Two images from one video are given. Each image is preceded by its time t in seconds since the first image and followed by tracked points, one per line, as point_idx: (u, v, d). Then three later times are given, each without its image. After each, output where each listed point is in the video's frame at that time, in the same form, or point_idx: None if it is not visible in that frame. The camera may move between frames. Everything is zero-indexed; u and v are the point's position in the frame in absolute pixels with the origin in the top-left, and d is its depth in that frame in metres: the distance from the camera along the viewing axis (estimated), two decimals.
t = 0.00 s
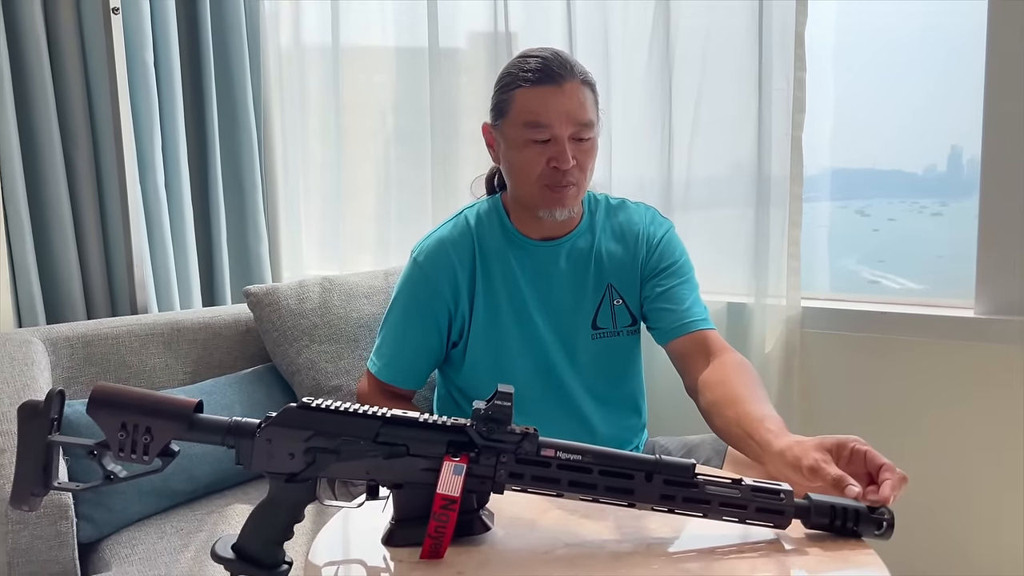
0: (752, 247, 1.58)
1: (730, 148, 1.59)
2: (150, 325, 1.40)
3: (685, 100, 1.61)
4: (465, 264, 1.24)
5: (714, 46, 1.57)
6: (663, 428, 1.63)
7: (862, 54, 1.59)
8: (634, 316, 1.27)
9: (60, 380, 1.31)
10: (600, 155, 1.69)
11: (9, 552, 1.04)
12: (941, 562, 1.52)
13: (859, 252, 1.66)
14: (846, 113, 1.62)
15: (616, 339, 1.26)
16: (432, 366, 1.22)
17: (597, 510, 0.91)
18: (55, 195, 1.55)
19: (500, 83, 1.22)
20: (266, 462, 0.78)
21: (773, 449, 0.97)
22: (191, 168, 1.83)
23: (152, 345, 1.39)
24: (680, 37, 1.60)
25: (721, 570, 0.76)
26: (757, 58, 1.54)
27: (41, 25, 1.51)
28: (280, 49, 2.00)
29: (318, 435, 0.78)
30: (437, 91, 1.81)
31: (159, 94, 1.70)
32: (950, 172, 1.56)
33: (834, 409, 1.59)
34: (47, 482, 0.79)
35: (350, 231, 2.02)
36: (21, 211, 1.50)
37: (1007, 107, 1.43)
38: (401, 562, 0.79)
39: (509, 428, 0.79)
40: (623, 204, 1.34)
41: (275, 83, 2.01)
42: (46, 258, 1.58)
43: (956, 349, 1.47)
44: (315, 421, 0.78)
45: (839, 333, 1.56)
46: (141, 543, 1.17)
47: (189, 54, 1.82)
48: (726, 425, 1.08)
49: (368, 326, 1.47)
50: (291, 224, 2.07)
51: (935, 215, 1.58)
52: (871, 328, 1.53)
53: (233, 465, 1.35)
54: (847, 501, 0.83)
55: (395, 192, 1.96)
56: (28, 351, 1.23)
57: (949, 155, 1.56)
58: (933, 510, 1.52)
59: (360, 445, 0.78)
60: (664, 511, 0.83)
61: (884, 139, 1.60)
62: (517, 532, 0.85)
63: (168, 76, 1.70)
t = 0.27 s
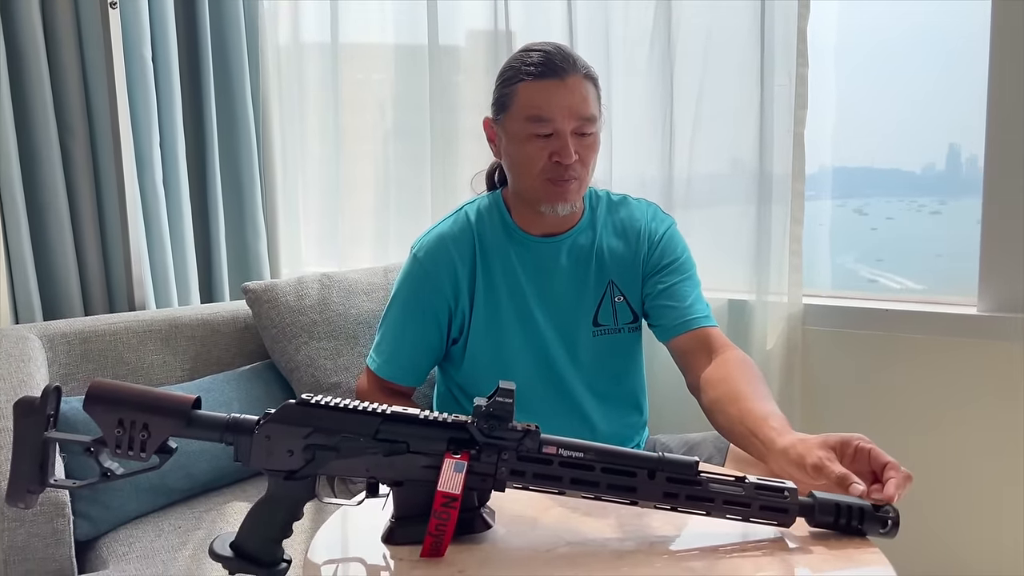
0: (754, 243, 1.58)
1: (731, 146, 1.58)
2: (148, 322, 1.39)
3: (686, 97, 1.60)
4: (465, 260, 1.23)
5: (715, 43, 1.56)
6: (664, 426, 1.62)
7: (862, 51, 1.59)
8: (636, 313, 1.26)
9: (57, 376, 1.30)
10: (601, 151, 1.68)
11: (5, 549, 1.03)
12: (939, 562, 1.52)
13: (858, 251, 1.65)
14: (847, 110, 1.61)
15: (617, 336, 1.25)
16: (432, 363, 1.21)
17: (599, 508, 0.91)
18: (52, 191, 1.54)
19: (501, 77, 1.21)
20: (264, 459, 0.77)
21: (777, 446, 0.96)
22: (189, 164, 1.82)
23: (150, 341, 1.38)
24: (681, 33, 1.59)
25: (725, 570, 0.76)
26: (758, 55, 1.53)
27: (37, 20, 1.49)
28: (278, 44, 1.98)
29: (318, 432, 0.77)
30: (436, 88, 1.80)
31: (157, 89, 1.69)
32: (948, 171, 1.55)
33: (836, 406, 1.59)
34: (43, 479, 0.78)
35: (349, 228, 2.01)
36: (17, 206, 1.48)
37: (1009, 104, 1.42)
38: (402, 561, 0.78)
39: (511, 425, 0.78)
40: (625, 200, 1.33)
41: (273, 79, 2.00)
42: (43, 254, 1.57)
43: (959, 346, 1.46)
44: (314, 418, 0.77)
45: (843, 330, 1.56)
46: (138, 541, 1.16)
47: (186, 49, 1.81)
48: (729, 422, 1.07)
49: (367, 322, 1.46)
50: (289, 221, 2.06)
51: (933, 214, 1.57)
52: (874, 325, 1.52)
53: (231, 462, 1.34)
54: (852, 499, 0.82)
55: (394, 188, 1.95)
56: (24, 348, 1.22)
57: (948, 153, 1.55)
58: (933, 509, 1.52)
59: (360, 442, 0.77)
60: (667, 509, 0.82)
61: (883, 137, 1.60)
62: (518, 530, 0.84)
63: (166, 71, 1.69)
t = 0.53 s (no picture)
0: (755, 239, 1.57)
1: (732, 143, 1.57)
2: (146, 317, 1.39)
3: (687, 94, 1.59)
4: (465, 254, 1.22)
5: (717, 40, 1.56)
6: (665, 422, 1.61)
7: (864, 49, 1.58)
8: (637, 309, 1.25)
9: (54, 372, 1.29)
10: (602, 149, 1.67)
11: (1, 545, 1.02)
12: (938, 560, 1.52)
13: (856, 249, 1.64)
14: (849, 108, 1.60)
15: (618, 331, 1.24)
16: (432, 359, 1.21)
17: (600, 503, 0.90)
18: (50, 186, 1.53)
19: (502, 71, 1.20)
20: (263, 454, 0.77)
21: (779, 442, 0.96)
22: (187, 160, 1.81)
23: (149, 337, 1.38)
24: (682, 30, 1.58)
25: (728, 566, 0.75)
26: (760, 52, 1.52)
27: (35, 14, 1.49)
28: (278, 41, 1.97)
29: (317, 426, 0.76)
30: (436, 85, 1.79)
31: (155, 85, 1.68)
32: (948, 170, 1.55)
33: (838, 402, 1.58)
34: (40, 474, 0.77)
35: (348, 226, 2.01)
36: (15, 202, 1.48)
37: (1012, 101, 1.41)
38: (402, 556, 0.77)
39: (512, 420, 0.78)
40: (626, 195, 1.32)
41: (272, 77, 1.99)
42: (41, 249, 1.56)
43: (961, 343, 1.45)
44: (313, 412, 0.77)
45: (844, 327, 1.55)
46: (136, 537, 1.15)
47: (185, 45, 1.80)
48: (731, 418, 1.06)
49: (367, 318, 1.45)
50: (289, 218, 2.05)
51: (932, 213, 1.57)
52: (876, 322, 1.51)
53: (230, 459, 1.33)
54: (855, 495, 0.82)
55: (393, 186, 1.94)
56: (22, 343, 1.21)
57: (948, 152, 1.55)
58: (932, 507, 1.51)
59: (359, 436, 0.77)
60: (669, 504, 0.81)
61: (882, 135, 1.59)
62: (519, 525, 0.84)
63: (165, 67, 1.68)
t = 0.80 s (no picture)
0: (758, 237, 1.56)
1: (734, 141, 1.57)
2: (147, 314, 1.38)
3: (689, 92, 1.59)
4: (468, 251, 1.22)
5: (719, 38, 1.55)
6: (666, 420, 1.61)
7: (866, 46, 1.57)
8: (640, 306, 1.25)
9: (55, 369, 1.29)
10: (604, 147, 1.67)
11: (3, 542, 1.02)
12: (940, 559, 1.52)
13: (857, 248, 1.64)
14: (851, 107, 1.60)
15: (620, 329, 1.24)
16: (434, 357, 1.20)
17: (604, 500, 0.90)
18: (50, 182, 1.53)
19: (505, 67, 1.20)
20: (266, 450, 0.76)
21: (785, 436, 0.96)
22: (188, 158, 1.81)
23: (150, 334, 1.37)
24: (684, 27, 1.58)
25: (732, 563, 0.75)
26: (763, 50, 1.52)
27: (35, 10, 1.48)
28: (279, 39, 1.97)
29: (319, 423, 0.76)
30: (437, 82, 1.78)
31: (157, 83, 1.68)
32: (948, 168, 1.55)
33: (841, 399, 1.58)
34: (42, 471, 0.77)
35: (348, 223, 2.00)
36: (16, 199, 1.47)
37: (1014, 100, 1.41)
38: (405, 553, 0.77)
39: (515, 416, 0.77)
40: (628, 192, 1.32)
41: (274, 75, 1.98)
42: (41, 246, 1.55)
43: (965, 340, 1.45)
44: (316, 409, 0.76)
45: (846, 325, 1.55)
46: (138, 534, 1.15)
47: (186, 42, 1.79)
48: (735, 414, 1.06)
49: (369, 315, 1.45)
50: (290, 216, 2.05)
51: (933, 212, 1.57)
52: (879, 320, 1.51)
53: (232, 456, 1.33)
54: (861, 492, 0.82)
55: (395, 185, 1.94)
56: (23, 340, 1.21)
57: (948, 150, 1.55)
58: (932, 505, 1.51)
59: (362, 433, 0.76)
60: (673, 501, 0.81)
61: (883, 134, 1.59)
62: (523, 522, 0.84)
63: (166, 63, 1.67)
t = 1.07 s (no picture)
0: (760, 235, 1.56)
1: (737, 140, 1.56)
2: (150, 312, 1.38)
3: (692, 90, 1.59)
4: (470, 248, 1.22)
5: (722, 37, 1.55)
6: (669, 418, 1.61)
7: (868, 45, 1.57)
8: (642, 303, 1.25)
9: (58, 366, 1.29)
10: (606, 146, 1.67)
11: (6, 539, 1.02)
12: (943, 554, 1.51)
13: (859, 247, 1.64)
14: (853, 106, 1.60)
15: (623, 326, 1.24)
16: (436, 354, 1.20)
17: (607, 497, 0.90)
18: (52, 179, 1.53)
19: (507, 62, 1.20)
20: (269, 447, 0.76)
21: (789, 435, 0.96)
22: (190, 155, 1.81)
23: (152, 331, 1.37)
24: (687, 25, 1.58)
25: (736, 560, 0.75)
26: (766, 49, 1.51)
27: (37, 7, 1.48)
28: (281, 38, 1.97)
29: (323, 419, 0.76)
30: (439, 80, 1.78)
31: (159, 80, 1.67)
32: (950, 167, 1.55)
33: (844, 396, 1.57)
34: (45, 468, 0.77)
35: (350, 221, 2.00)
36: (18, 196, 1.47)
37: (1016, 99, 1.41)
38: (408, 549, 0.77)
39: (519, 413, 0.77)
40: (630, 188, 1.32)
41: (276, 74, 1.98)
42: (44, 242, 1.55)
43: (969, 338, 1.45)
44: (319, 405, 0.76)
45: (849, 322, 1.54)
46: (140, 531, 1.15)
47: (188, 40, 1.79)
48: (738, 412, 1.06)
49: (371, 313, 1.45)
50: (292, 214, 2.05)
51: (934, 211, 1.57)
52: (881, 317, 1.51)
53: (234, 453, 1.33)
54: (864, 489, 0.81)
55: (396, 184, 1.94)
56: (26, 337, 1.21)
57: (949, 149, 1.54)
58: (934, 502, 1.51)
59: (366, 430, 0.76)
60: (676, 498, 0.81)
61: (885, 133, 1.59)
62: (526, 519, 0.84)
63: (167, 60, 1.67)
